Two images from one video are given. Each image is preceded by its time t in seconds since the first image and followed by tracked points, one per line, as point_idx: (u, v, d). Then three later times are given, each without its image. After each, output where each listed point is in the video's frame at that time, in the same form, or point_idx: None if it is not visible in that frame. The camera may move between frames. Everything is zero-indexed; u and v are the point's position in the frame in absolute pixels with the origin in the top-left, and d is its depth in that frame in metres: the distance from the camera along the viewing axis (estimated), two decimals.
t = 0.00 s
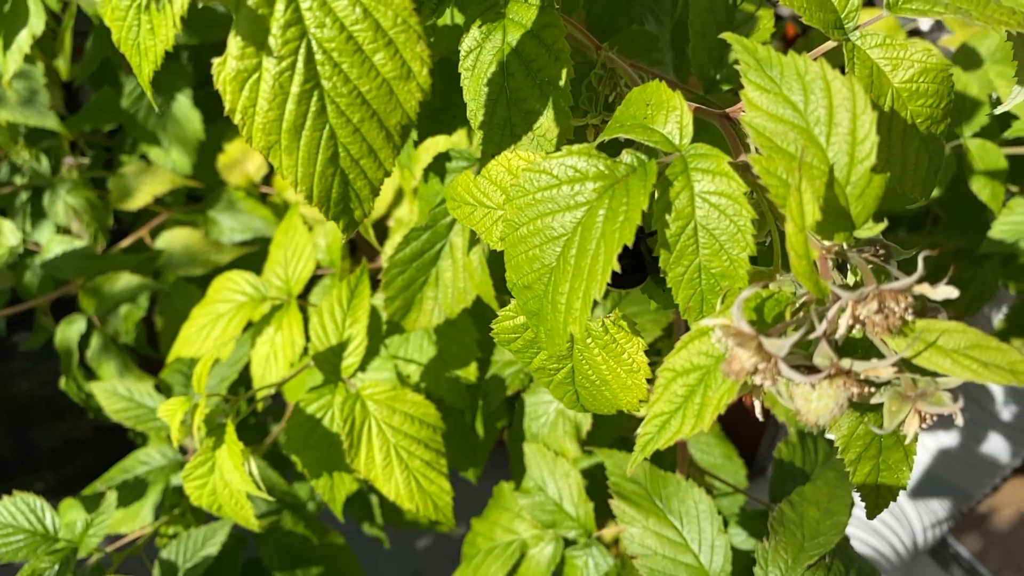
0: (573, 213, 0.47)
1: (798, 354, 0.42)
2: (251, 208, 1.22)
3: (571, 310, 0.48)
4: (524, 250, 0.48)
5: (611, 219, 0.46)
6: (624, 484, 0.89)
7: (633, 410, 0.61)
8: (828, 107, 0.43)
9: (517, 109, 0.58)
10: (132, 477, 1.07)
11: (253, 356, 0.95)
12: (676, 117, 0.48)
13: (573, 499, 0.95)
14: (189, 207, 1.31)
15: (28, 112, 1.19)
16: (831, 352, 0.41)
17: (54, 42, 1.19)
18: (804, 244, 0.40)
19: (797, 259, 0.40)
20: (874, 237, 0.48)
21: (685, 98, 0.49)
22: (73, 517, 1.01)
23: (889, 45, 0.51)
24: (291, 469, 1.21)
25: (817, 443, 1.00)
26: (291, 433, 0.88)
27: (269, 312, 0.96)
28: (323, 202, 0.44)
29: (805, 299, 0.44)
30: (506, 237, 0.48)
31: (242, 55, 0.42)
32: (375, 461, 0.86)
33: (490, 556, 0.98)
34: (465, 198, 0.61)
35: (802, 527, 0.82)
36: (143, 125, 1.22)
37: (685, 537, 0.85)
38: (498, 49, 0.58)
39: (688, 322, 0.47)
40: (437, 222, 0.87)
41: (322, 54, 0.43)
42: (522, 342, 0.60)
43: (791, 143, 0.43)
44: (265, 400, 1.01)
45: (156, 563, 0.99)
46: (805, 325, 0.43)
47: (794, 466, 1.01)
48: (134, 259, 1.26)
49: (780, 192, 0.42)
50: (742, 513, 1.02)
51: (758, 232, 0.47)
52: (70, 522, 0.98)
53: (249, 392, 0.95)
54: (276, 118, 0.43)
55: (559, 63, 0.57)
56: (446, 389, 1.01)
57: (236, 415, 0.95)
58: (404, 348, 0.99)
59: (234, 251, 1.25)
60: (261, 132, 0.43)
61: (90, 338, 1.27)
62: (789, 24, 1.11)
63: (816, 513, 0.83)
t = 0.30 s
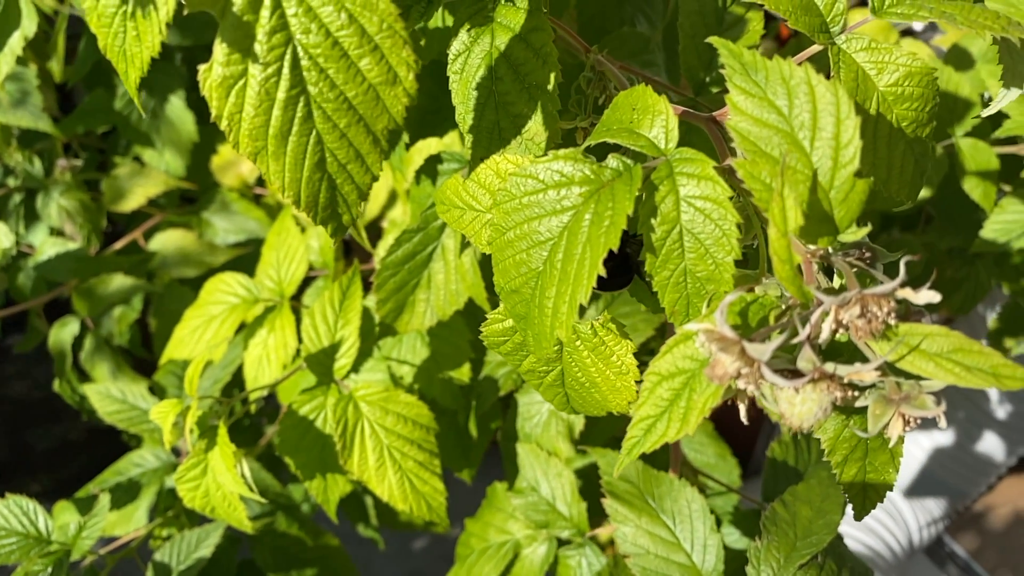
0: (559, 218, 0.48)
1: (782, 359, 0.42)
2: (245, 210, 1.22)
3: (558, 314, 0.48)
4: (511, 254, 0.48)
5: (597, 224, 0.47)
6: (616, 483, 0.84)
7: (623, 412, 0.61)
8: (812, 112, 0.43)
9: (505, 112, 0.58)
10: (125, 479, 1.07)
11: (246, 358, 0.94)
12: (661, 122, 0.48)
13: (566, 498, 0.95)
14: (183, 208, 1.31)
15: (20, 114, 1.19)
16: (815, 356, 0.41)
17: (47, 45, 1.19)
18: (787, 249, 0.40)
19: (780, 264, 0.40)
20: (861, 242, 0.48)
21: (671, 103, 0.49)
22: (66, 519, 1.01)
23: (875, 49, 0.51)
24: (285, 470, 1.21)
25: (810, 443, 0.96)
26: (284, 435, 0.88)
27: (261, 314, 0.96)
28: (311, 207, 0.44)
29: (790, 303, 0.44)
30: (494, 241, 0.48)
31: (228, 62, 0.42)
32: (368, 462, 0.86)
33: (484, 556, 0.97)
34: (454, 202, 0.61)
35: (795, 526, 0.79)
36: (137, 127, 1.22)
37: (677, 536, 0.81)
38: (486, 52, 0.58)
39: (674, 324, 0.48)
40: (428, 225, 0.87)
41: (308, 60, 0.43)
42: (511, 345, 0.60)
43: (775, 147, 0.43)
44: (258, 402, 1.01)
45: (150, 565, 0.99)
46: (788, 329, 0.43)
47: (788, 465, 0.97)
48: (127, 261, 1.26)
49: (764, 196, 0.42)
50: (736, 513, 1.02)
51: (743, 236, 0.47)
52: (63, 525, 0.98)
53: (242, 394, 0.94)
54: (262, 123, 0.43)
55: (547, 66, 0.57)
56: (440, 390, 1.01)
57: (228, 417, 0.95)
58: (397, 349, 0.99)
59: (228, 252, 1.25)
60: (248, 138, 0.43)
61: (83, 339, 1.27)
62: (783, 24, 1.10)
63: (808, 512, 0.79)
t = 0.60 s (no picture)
0: (547, 220, 0.48)
1: (767, 360, 0.42)
2: (239, 210, 1.22)
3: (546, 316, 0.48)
4: (499, 257, 0.48)
5: (585, 226, 0.47)
6: (609, 482, 0.84)
7: (615, 414, 0.61)
8: (796, 114, 0.44)
9: (495, 115, 0.58)
10: (120, 481, 1.07)
11: (239, 359, 0.94)
12: (648, 125, 0.49)
13: (560, 498, 0.95)
14: (178, 209, 1.31)
15: (14, 115, 1.18)
16: (801, 358, 0.41)
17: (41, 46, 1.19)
18: (772, 251, 0.40)
19: (765, 266, 0.41)
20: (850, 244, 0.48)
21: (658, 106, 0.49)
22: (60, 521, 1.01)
23: (861, 52, 0.51)
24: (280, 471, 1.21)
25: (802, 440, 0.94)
26: (278, 436, 0.89)
27: (255, 315, 0.96)
28: (300, 210, 0.45)
29: (776, 306, 0.44)
30: (482, 244, 0.48)
31: (215, 66, 0.42)
32: (362, 462, 0.86)
33: (478, 556, 0.97)
34: (444, 205, 0.61)
35: (788, 524, 0.77)
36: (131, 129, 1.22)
37: (670, 535, 0.81)
38: (476, 55, 0.58)
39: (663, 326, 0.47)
40: (421, 226, 0.87)
41: (295, 65, 0.43)
42: (503, 348, 0.60)
43: (760, 150, 0.43)
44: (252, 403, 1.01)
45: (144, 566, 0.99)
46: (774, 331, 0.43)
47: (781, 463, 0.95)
48: (122, 262, 1.26)
49: (750, 200, 0.42)
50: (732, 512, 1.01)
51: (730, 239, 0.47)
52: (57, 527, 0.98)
53: (235, 395, 0.94)
54: (249, 128, 0.43)
55: (536, 70, 0.57)
56: (434, 391, 1.01)
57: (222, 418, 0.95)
58: (391, 350, 0.99)
59: (222, 253, 1.25)
60: (235, 143, 0.43)
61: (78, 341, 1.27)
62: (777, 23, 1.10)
63: (802, 511, 0.78)
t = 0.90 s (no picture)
0: (537, 223, 0.48)
1: (754, 363, 0.42)
2: (234, 213, 1.22)
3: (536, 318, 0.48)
4: (490, 259, 0.48)
5: (573, 229, 0.47)
6: (602, 482, 0.84)
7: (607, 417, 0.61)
8: (783, 117, 0.44)
9: (486, 118, 0.58)
10: (115, 484, 1.07)
11: (233, 362, 0.95)
12: (637, 128, 0.49)
13: (555, 498, 0.95)
14: (172, 212, 1.31)
15: (8, 118, 1.18)
16: (787, 360, 0.41)
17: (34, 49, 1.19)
18: (758, 254, 0.41)
19: (752, 269, 0.41)
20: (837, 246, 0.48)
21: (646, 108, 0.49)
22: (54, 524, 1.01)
23: (849, 54, 0.51)
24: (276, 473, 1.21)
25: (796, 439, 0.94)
26: (272, 438, 0.89)
27: (249, 317, 0.96)
28: (287, 215, 0.45)
29: (763, 308, 0.44)
30: (472, 247, 0.48)
31: (202, 72, 0.42)
32: (356, 464, 0.86)
33: (473, 557, 0.97)
34: (435, 208, 0.61)
35: (781, 523, 0.77)
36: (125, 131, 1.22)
37: (663, 535, 0.81)
38: (467, 58, 0.58)
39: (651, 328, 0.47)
40: (415, 228, 0.87)
41: (281, 70, 0.43)
42: (494, 350, 0.60)
43: (748, 152, 0.44)
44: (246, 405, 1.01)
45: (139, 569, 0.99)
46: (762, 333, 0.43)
47: (774, 463, 0.95)
48: (117, 265, 1.26)
49: (736, 202, 0.42)
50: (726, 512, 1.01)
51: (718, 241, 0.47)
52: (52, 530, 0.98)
53: (229, 397, 0.94)
54: (236, 133, 0.43)
55: (526, 72, 0.58)
56: (429, 393, 1.00)
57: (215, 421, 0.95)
58: (385, 351, 0.99)
59: (217, 255, 1.25)
60: (222, 148, 0.43)
61: (73, 344, 1.28)
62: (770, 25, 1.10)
63: (795, 510, 0.78)
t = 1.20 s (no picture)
0: (527, 225, 0.48)
1: (745, 363, 0.42)
2: (229, 215, 1.23)
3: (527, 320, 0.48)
4: (481, 261, 0.48)
5: (564, 231, 0.47)
6: (597, 482, 0.84)
7: (600, 418, 0.61)
8: (772, 118, 0.44)
9: (478, 120, 0.58)
10: (110, 487, 1.07)
11: (227, 364, 0.95)
12: (627, 129, 0.49)
13: (550, 499, 0.95)
14: (168, 214, 1.31)
15: (3, 122, 1.18)
16: (778, 360, 0.41)
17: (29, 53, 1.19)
18: (748, 255, 0.41)
19: (742, 270, 0.41)
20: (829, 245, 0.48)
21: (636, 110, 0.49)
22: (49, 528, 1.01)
23: (839, 54, 0.51)
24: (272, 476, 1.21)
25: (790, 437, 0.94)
26: (266, 440, 0.89)
27: (243, 319, 0.96)
28: (276, 219, 0.45)
29: (754, 308, 0.44)
30: (463, 249, 0.49)
31: (189, 77, 0.42)
32: (350, 466, 0.86)
33: (468, 559, 0.97)
34: (428, 210, 0.61)
35: (776, 523, 0.77)
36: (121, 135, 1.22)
37: (658, 535, 0.81)
38: (458, 60, 0.58)
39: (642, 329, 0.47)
40: (409, 230, 0.87)
41: (269, 75, 0.43)
42: (487, 351, 0.60)
43: (736, 153, 0.44)
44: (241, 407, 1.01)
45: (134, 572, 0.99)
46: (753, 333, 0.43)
47: (769, 462, 0.95)
48: (111, 268, 1.26)
49: (726, 203, 0.42)
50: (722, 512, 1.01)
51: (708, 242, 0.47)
52: (47, 533, 0.98)
53: (224, 399, 0.95)
54: (224, 137, 0.43)
55: (518, 75, 0.58)
56: (422, 395, 1.01)
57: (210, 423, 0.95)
58: (380, 354, 0.98)
59: (212, 258, 1.25)
60: (210, 152, 0.43)
61: (68, 347, 1.28)
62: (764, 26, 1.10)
63: (790, 509, 0.78)
